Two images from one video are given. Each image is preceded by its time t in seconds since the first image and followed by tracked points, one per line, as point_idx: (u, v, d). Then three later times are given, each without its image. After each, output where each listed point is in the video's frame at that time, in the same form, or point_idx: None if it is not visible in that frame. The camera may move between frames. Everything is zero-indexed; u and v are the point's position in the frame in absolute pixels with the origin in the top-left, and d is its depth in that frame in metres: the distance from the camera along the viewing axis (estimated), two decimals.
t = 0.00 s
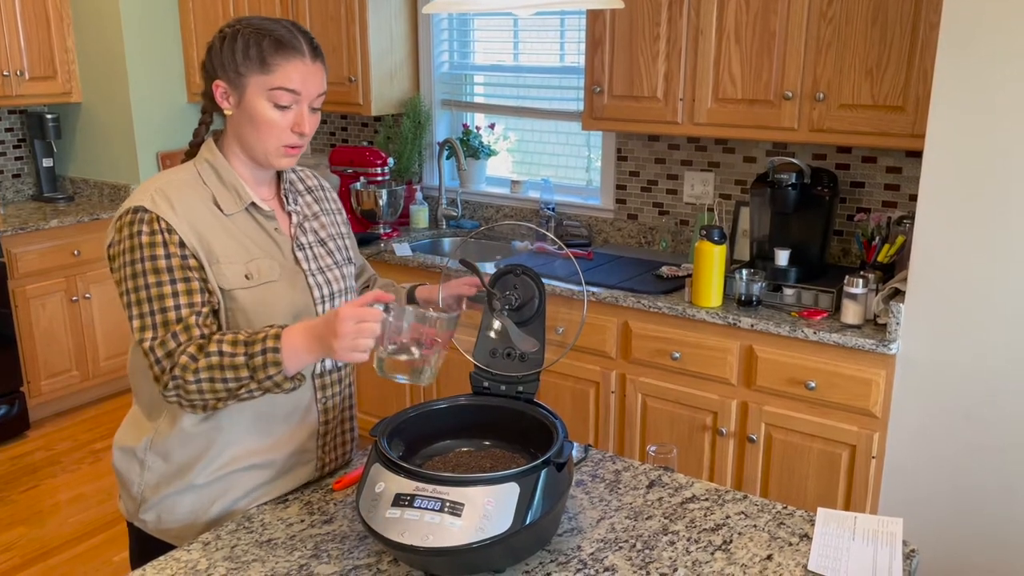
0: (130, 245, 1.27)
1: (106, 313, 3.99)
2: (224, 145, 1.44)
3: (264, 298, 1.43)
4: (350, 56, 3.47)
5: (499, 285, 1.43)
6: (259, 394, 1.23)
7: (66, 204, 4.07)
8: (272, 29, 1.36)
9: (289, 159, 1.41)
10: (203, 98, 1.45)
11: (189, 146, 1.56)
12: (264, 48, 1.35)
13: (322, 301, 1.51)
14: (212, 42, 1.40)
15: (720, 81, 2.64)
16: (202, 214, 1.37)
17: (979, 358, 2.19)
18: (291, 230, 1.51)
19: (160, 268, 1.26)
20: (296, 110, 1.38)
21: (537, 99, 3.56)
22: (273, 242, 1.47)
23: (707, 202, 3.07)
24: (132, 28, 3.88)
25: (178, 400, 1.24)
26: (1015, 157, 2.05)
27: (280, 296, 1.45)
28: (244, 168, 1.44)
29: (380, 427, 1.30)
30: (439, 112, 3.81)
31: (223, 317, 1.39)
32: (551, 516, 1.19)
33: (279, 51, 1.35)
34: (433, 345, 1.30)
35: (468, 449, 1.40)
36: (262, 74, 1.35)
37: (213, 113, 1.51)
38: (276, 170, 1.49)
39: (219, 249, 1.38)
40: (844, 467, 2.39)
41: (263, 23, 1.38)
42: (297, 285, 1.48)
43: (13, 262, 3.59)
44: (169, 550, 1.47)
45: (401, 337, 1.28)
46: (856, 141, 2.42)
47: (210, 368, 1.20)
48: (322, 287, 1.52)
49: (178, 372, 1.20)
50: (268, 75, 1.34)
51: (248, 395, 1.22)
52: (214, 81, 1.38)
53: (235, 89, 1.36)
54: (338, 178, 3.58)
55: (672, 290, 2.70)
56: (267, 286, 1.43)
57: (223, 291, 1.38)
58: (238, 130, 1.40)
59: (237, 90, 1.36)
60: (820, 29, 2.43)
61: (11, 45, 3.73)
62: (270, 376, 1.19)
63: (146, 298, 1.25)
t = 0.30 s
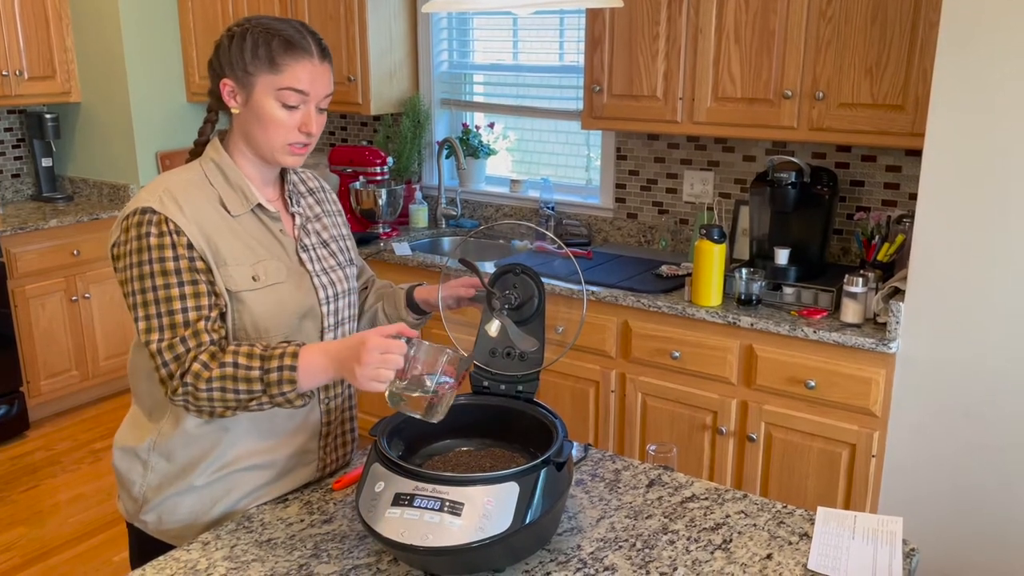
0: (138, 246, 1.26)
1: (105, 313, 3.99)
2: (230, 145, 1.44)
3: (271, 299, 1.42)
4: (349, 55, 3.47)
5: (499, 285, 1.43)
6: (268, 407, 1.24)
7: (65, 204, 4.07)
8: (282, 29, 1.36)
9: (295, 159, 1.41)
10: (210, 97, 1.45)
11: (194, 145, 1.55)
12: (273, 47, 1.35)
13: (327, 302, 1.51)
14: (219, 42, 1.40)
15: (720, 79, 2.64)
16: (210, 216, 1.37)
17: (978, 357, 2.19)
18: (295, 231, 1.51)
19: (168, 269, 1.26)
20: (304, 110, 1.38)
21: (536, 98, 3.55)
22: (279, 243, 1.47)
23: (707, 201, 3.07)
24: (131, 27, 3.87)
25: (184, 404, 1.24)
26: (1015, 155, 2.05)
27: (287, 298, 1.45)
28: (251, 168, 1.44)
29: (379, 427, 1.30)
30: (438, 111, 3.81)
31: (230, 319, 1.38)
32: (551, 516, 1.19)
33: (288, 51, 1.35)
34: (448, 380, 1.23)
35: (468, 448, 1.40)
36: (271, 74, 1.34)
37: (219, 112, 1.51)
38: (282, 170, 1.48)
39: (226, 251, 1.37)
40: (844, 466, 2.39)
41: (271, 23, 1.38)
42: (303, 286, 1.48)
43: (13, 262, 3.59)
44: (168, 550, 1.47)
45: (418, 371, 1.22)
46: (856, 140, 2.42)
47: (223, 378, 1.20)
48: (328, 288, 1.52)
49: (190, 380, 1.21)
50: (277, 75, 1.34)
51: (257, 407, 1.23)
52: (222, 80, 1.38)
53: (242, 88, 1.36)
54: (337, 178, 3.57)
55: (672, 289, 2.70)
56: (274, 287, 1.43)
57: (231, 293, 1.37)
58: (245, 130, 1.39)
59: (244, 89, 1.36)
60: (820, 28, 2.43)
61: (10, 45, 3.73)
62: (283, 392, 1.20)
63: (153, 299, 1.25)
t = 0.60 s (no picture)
0: (140, 244, 1.26)
1: (105, 312, 3.99)
2: (233, 146, 1.44)
3: (272, 298, 1.42)
4: (348, 55, 3.47)
5: (499, 283, 1.43)
6: (269, 405, 1.24)
7: (65, 204, 4.07)
8: (285, 29, 1.37)
9: (298, 159, 1.41)
10: (212, 97, 1.45)
11: (196, 146, 1.55)
12: (277, 47, 1.35)
13: (327, 301, 1.51)
14: (221, 42, 1.40)
15: (720, 78, 2.64)
16: (211, 214, 1.37)
17: (978, 355, 2.20)
18: (296, 231, 1.51)
19: (169, 268, 1.26)
20: (307, 110, 1.38)
21: (535, 97, 3.55)
22: (280, 243, 1.47)
23: (707, 200, 3.07)
24: (129, 27, 3.87)
25: (184, 401, 1.24)
26: (1015, 154, 2.05)
27: (288, 297, 1.45)
28: (253, 167, 1.44)
29: (379, 426, 1.31)
30: (438, 110, 3.81)
31: (230, 318, 1.38)
32: (551, 514, 1.19)
33: (291, 51, 1.35)
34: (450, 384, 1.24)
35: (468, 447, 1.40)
36: (274, 74, 1.35)
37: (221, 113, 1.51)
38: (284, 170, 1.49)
39: (228, 250, 1.37)
40: (843, 464, 2.39)
41: (273, 24, 1.38)
42: (303, 285, 1.48)
43: (12, 262, 3.59)
44: (169, 549, 1.47)
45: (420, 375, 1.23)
46: (855, 138, 2.42)
47: (224, 375, 1.20)
48: (328, 288, 1.52)
49: (192, 377, 1.21)
50: (280, 75, 1.35)
51: (258, 405, 1.23)
52: (225, 81, 1.38)
53: (246, 88, 1.36)
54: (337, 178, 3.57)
55: (672, 288, 2.70)
56: (275, 286, 1.43)
57: (232, 292, 1.37)
58: (248, 130, 1.40)
59: (248, 89, 1.36)
60: (819, 27, 2.43)
61: (9, 44, 3.73)
62: (285, 390, 1.20)
63: (154, 297, 1.25)
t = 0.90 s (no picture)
0: (141, 241, 1.27)
1: (105, 312, 3.99)
2: (236, 145, 1.44)
3: (274, 297, 1.42)
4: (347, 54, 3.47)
5: (498, 282, 1.43)
6: (266, 405, 1.24)
7: (64, 203, 4.07)
8: (288, 29, 1.37)
9: (301, 158, 1.42)
10: (213, 97, 1.44)
11: (199, 144, 1.55)
12: (281, 48, 1.35)
13: (328, 301, 1.51)
14: (224, 42, 1.39)
15: (718, 77, 2.64)
16: (212, 212, 1.37)
17: (977, 353, 2.20)
18: (297, 230, 1.51)
19: (169, 265, 1.26)
20: (311, 110, 1.38)
21: (534, 96, 3.55)
22: (281, 242, 1.47)
23: (706, 199, 3.07)
24: (128, 26, 3.87)
25: (180, 398, 1.23)
26: (1014, 153, 2.05)
27: (289, 296, 1.45)
28: (255, 167, 1.44)
29: (379, 424, 1.31)
30: (437, 109, 3.81)
31: (231, 317, 1.39)
32: (551, 512, 1.19)
33: (295, 51, 1.35)
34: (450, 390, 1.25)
35: (468, 446, 1.41)
36: (278, 74, 1.35)
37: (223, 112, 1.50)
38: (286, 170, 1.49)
39: (229, 248, 1.37)
40: (842, 462, 2.40)
41: (277, 24, 1.38)
42: (305, 284, 1.48)
43: (12, 261, 3.59)
44: (170, 548, 1.47)
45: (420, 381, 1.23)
46: (854, 137, 2.43)
47: (223, 371, 1.20)
48: (330, 288, 1.52)
49: (189, 371, 1.20)
50: (284, 75, 1.35)
51: (255, 404, 1.22)
52: (228, 81, 1.38)
53: (250, 88, 1.36)
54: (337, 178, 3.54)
55: (671, 286, 2.71)
56: (276, 285, 1.43)
57: (233, 290, 1.37)
58: (252, 130, 1.40)
59: (252, 89, 1.36)
60: (818, 26, 2.43)
61: (8, 44, 3.73)
62: (283, 388, 1.20)
63: (154, 294, 1.25)
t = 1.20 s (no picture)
0: (142, 241, 1.27)
1: (104, 311, 3.99)
2: (238, 145, 1.44)
3: (274, 297, 1.42)
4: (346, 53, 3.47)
5: (498, 282, 1.42)
6: (263, 406, 1.23)
7: (63, 203, 4.07)
8: (293, 30, 1.36)
9: (302, 158, 1.42)
10: (217, 96, 1.44)
11: (199, 143, 1.54)
12: (285, 49, 1.35)
13: (329, 301, 1.51)
14: (228, 41, 1.39)
15: (718, 76, 2.64)
16: (213, 212, 1.37)
17: (977, 352, 2.20)
18: (298, 230, 1.51)
19: (169, 264, 1.26)
20: (314, 111, 1.38)
21: (534, 95, 3.55)
22: (282, 242, 1.47)
23: (705, 198, 3.07)
24: (127, 25, 3.87)
25: (177, 397, 1.23)
26: (1014, 152, 2.05)
27: (290, 296, 1.45)
28: (257, 167, 1.44)
29: (378, 424, 1.30)
30: (436, 108, 3.80)
31: (231, 317, 1.38)
32: (550, 512, 1.19)
33: (299, 52, 1.35)
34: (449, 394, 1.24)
35: (467, 445, 1.41)
36: (283, 75, 1.34)
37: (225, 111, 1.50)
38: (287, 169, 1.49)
39: (230, 248, 1.37)
40: (842, 462, 2.40)
41: (281, 24, 1.38)
42: (306, 285, 1.48)
43: (11, 260, 3.59)
44: (169, 548, 1.47)
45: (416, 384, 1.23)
46: (853, 136, 2.43)
47: (219, 371, 1.20)
48: (330, 288, 1.51)
49: (186, 370, 1.20)
50: (289, 76, 1.34)
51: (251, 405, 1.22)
52: (231, 81, 1.37)
53: (253, 89, 1.36)
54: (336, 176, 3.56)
55: (671, 285, 2.71)
56: (277, 285, 1.43)
57: (233, 290, 1.37)
58: (254, 130, 1.39)
59: (255, 90, 1.36)
60: (817, 25, 2.43)
61: (6, 43, 3.73)
62: (280, 390, 1.20)
63: (154, 293, 1.25)
